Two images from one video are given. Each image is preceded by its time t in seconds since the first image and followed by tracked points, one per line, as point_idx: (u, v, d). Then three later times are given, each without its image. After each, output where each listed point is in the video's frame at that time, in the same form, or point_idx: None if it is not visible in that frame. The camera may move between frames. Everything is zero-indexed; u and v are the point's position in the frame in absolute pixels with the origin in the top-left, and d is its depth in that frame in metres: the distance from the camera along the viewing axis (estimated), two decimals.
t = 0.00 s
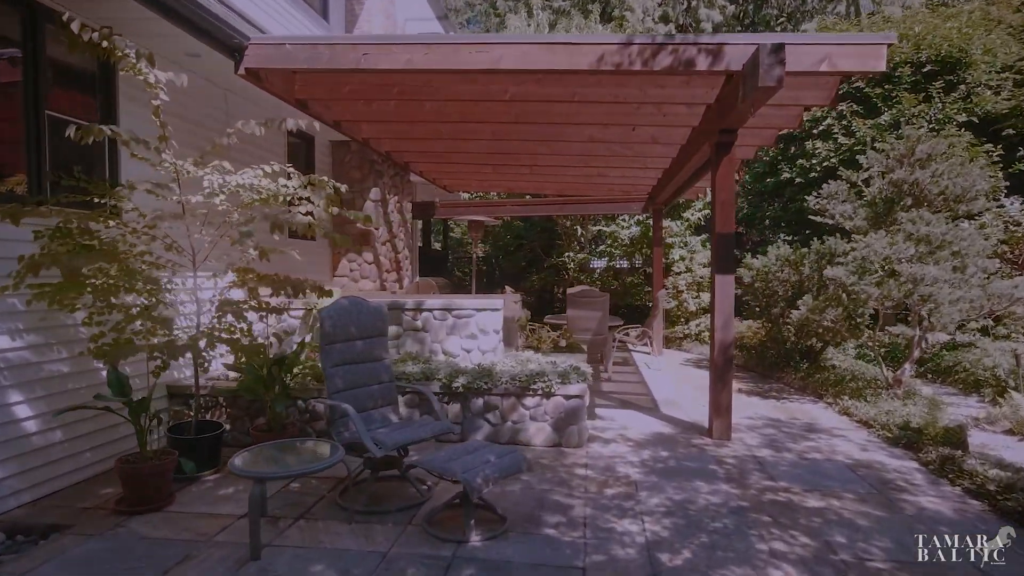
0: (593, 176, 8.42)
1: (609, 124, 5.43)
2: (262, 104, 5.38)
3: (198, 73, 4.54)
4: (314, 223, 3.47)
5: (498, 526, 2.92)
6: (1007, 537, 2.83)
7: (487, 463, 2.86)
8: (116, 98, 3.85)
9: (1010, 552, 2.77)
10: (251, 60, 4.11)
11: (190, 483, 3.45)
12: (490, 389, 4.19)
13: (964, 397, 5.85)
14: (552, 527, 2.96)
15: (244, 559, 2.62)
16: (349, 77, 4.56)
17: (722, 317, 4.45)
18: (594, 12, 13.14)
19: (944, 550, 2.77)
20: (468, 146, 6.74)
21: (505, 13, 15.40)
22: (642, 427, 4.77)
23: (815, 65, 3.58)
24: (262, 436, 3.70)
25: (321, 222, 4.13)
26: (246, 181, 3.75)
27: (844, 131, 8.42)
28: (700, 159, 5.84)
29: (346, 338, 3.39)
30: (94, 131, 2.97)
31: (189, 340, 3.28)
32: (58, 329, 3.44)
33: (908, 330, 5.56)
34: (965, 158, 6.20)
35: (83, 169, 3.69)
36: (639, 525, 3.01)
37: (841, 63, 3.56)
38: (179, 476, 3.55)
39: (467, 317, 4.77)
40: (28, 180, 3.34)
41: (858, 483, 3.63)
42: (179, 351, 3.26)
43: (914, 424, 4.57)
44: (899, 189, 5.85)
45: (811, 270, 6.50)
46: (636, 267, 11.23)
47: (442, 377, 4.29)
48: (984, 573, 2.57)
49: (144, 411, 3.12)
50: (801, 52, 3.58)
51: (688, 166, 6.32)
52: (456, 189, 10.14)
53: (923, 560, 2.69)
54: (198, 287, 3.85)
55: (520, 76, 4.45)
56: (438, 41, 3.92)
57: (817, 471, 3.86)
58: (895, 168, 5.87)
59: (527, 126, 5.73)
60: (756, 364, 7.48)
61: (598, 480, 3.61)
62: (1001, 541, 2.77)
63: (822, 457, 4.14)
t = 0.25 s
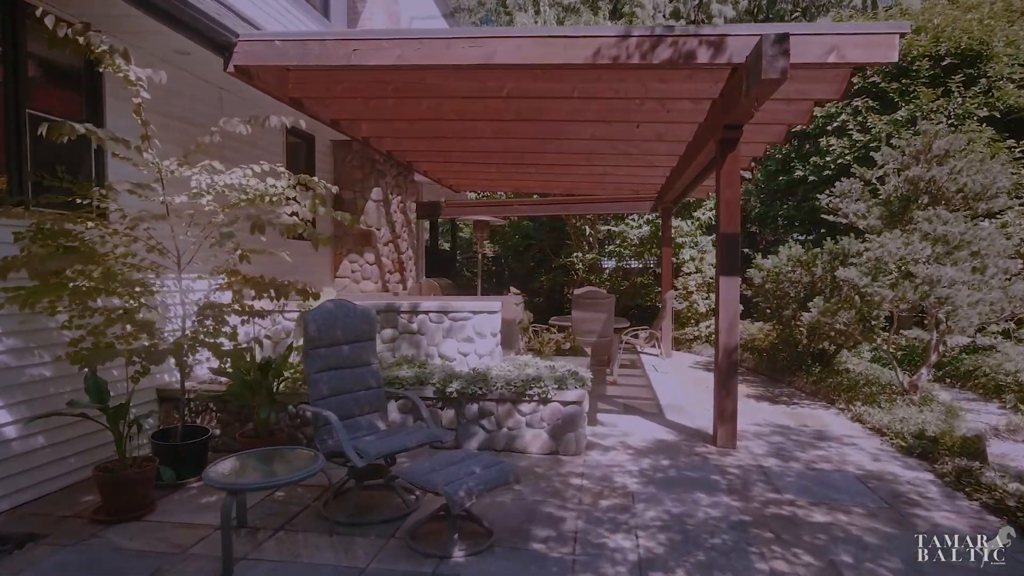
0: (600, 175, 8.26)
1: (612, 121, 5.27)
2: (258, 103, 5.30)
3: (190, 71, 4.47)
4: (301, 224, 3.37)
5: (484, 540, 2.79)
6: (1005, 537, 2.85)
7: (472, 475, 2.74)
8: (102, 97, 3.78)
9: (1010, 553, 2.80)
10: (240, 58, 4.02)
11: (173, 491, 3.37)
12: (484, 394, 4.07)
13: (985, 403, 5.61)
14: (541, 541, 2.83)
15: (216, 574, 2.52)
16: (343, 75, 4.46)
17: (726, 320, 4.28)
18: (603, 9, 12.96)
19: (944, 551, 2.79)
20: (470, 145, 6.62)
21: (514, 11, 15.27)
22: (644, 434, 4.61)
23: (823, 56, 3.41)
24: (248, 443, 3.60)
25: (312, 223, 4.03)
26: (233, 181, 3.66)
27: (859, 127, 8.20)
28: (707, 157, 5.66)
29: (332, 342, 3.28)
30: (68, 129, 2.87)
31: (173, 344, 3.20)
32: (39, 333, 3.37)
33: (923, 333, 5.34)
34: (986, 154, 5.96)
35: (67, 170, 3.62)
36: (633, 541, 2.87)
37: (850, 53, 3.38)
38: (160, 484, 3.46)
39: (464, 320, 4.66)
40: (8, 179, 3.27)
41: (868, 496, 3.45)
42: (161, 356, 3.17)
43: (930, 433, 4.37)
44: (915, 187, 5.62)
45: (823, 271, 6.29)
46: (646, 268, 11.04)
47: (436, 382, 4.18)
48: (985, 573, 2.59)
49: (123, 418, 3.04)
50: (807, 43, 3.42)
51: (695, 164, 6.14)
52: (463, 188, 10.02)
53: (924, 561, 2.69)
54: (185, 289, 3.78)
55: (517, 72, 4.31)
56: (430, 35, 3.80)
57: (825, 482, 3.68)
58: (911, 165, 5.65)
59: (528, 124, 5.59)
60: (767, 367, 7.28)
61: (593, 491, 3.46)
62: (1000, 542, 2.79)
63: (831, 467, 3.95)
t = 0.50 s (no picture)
0: (603, 173, 8.11)
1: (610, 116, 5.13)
2: (251, 101, 5.22)
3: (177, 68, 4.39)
4: (282, 223, 3.27)
5: (464, 552, 2.67)
6: (1006, 537, 2.85)
7: (452, 484, 2.62)
8: (83, 94, 3.69)
9: (1010, 553, 2.81)
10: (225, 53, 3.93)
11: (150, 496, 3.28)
12: (474, 397, 3.95)
13: (999, 408, 5.41)
14: (524, 553, 2.70)
15: None
16: (332, 70, 4.36)
17: (726, 322, 4.12)
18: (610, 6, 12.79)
19: (944, 551, 2.79)
20: (468, 142, 6.50)
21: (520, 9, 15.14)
22: (641, 438, 4.47)
23: (825, 46, 3.25)
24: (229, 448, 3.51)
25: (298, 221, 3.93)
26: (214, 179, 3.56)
27: (870, 123, 8.01)
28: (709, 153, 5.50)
29: (312, 344, 3.17)
30: (34, 124, 2.78)
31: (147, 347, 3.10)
32: (14, 335, 3.30)
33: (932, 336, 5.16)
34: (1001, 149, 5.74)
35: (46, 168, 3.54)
36: (620, 553, 2.73)
37: (853, 42, 3.21)
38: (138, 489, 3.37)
39: (456, 321, 4.53)
40: None
41: (872, 507, 3.29)
42: (136, 358, 3.08)
43: (940, 439, 4.19)
44: (926, 183, 5.43)
45: (830, 271, 6.11)
46: (652, 267, 10.87)
47: (425, 385, 4.07)
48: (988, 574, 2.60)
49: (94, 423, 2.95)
50: (808, 32, 3.26)
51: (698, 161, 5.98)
52: (466, 187, 9.92)
53: (924, 561, 2.70)
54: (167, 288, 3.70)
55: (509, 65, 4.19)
56: (417, 28, 3.68)
57: (828, 491, 3.53)
58: (921, 161, 5.46)
59: (524, 120, 5.46)
60: (773, 369, 7.10)
61: (583, 499, 3.33)
62: (1001, 542, 2.79)
63: (835, 475, 3.79)
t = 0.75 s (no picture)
0: (604, 170, 7.97)
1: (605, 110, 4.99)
2: (239, 95, 5.12)
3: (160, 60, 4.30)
4: (258, 218, 3.16)
5: (437, 562, 2.55)
6: (1005, 536, 2.82)
7: (425, 489, 2.50)
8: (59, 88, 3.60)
9: (1010, 553, 2.76)
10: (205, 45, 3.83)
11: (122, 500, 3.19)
12: (461, 398, 3.83)
13: (1009, 411, 5.23)
14: (501, 563, 2.58)
15: None
16: (317, 62, 4.26)
17: (722, 321, 3.97)
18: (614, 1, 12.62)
19: (944, 551, 2.74)
20: (463, 138, 6.39)
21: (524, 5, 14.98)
22: (635, 442, 4.33)
23: (822, 30, 3.10)
24: (206, 449, 3.41)
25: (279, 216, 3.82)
26: (191, 173, 3.47)
27: (877, 117, 7.86)
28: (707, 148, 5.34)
29: (286, 344, 3.06)
30: None
31: (117, 346, 2.99)
32: None
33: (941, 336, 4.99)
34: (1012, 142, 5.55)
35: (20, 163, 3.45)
36: (603, 563, 2.60)
37: (853, 26, 3.06)
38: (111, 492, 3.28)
39: (445, 320, 4.42)
40: None
41: (872, 515, 3.14)
42: (104, 358, 2.98)
43: (947, 443, 4.01)
44: (933, 178, 5.26)
45: (833, 270, 5.93)
46: (655, 266, 10.70)
47: (411, 386, 3.96)
48: (988, 573, 2.55)
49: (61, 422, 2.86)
50: (804, 17, 3.11)
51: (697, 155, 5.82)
52: (466, 185, 9.81)
53: (925, 561, 2.65)
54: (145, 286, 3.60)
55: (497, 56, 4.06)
56: (400, 16, 3.57)
57: (826, 498, 3.38)
58: (929, 155, 5.29)
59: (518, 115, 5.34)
60: (777, 370, 6.93)
61: (569, 505, 3.20)
62: (1001, 541, 2.76)
63: (834, 481, 3.63)
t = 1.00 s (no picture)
0: (605, 168, 7.82)
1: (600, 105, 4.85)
2: (228, 92, 5.03)
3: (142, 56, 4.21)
4: (231, 216, 3.06)
5: None
6: (1007, 537, 2.83)
7: (396, 499, 2.39)
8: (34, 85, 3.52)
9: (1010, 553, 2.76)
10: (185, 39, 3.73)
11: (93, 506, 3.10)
12: (447, 402, 3.71)
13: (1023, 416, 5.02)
14: None
15: None
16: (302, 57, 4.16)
17: (719, 323, 3.81)
18: None
19: (944, 550, 2.75)
20: (459, 135, 6.28)
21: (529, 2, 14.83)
22: (629, 447, 4.19)
23: (821, 18, 2.94)
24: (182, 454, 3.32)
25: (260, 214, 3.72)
26: (168, 170, 3.38)
27: (886, 113, 7.68)
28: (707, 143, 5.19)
29: (260, 346, 2.95)
30: None
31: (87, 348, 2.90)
32: None
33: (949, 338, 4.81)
34: None
35: None
36: None
37: (853, 14, 2.90)
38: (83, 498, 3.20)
39: (433, 321, 4.29)
40: None
41: (873, 526, 2.98)
42: (72, 360, 2.88)
43: (955, 451, 3.84)
44: (942, 174, 5.07)
45: (839, 269, 5.75)
46: (660, 266, 10.53)
47: (396, 389, 3.84)
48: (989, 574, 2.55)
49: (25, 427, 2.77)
50: (801, 4, 2.96)
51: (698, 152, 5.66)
52: (468, 184, 9.68)
53: (922, 560, 2.66)
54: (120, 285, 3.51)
55: (485, 49, 3.93)
56: (382, 8, 3.46)
57: (825, 508, 3.22)
58: (938, 151, 5.09)
59: (512, 111, 5.21)
60: (782, 372, 6.75)
61: (553, 515, 3.07)
62: (1001, 542, 2.76)
63: (835, 490, 3.47)
